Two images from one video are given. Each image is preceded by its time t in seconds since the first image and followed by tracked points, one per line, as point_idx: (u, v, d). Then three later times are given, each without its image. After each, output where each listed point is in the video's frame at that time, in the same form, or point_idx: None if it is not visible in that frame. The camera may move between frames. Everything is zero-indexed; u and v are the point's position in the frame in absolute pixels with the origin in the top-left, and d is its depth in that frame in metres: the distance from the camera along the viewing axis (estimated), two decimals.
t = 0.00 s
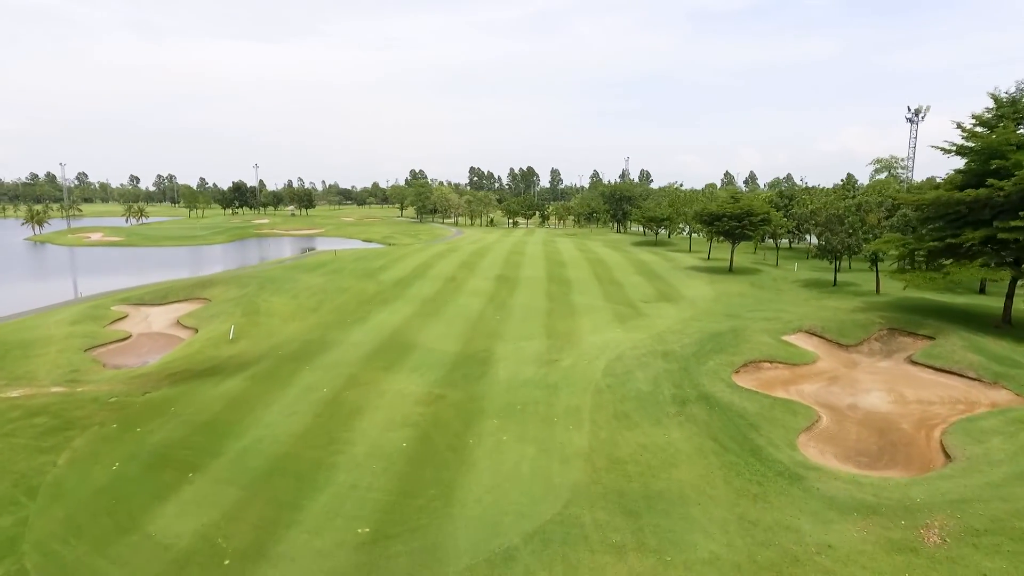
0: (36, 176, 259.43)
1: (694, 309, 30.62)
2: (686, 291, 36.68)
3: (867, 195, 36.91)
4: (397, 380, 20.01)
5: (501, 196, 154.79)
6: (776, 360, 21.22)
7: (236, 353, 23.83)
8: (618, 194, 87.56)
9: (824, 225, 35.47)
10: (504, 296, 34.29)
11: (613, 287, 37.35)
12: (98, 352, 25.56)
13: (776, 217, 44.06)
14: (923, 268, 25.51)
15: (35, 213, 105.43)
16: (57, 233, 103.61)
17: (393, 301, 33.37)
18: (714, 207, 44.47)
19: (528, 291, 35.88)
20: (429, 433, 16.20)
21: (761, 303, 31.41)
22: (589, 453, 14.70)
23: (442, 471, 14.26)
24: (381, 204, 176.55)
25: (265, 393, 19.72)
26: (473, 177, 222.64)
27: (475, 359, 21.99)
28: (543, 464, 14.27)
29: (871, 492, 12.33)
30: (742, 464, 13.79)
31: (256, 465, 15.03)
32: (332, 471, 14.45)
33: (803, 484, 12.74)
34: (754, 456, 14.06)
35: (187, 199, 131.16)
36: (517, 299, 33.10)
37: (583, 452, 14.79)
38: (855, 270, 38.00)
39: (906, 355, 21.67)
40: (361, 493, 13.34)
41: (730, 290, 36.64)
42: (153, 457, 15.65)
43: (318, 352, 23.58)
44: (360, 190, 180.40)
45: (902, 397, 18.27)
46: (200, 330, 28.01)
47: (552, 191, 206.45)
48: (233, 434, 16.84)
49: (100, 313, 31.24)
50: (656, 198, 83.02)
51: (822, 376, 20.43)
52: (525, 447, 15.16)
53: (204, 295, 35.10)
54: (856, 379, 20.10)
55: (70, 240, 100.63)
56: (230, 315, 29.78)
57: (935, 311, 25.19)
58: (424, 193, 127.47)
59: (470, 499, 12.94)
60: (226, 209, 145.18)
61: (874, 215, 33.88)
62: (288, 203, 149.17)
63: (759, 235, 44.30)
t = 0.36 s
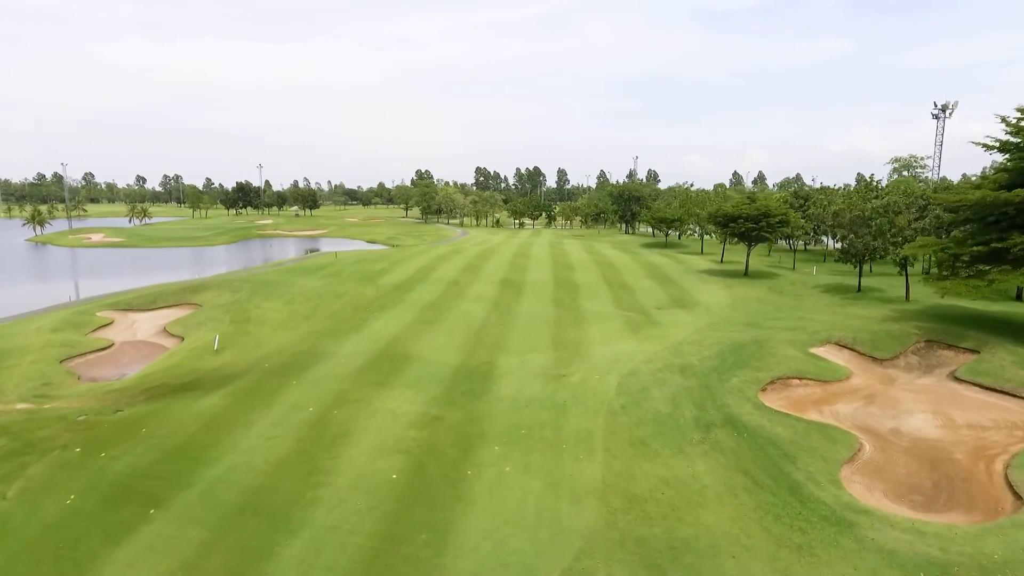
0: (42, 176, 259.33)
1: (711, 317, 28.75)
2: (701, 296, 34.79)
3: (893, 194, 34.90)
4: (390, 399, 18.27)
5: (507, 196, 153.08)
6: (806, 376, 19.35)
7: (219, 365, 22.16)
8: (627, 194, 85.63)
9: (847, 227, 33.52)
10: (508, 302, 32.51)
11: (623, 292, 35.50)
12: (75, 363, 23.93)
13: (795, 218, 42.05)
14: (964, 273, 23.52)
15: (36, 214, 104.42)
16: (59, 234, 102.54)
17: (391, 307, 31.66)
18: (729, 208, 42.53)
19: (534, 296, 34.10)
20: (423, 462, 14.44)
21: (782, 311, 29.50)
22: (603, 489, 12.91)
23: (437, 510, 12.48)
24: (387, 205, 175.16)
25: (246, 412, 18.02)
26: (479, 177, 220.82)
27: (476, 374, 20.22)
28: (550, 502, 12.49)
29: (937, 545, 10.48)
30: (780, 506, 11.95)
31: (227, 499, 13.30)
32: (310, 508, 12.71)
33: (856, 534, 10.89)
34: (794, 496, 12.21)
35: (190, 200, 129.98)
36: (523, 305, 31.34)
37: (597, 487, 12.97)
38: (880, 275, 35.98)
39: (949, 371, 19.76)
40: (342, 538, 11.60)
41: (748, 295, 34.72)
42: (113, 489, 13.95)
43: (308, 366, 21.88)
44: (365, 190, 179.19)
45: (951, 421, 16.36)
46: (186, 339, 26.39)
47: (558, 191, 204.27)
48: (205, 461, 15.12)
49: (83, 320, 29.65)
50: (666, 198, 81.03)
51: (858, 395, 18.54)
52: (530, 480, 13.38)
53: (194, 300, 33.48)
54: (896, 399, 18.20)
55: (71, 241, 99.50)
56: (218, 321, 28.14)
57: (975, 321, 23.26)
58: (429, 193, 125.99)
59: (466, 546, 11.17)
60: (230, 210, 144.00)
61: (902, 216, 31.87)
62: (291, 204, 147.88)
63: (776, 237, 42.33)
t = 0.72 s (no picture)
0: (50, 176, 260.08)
1: (729, 325, 26.91)
2: (716, 302, 32.97)
3: (922, 195, 32.92)
4: (381, 420, 16.56)
5: (513, 196, 151.39)
6: (840, 395, 17.51)
7: (200, 378, 20.55)
8: (635, 194, 83.72)
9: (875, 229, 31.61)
10: (513, 307, 30.80)
11: (635, 297, 33.71)
12: (48, 375, 22.39)
13: (814, 219, 40.10)
14: (1010, 280, 21.58)
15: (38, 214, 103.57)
16: (61, 234, 101.51)
17: (389, 313, 29.97)
18: (746, 209, 40.61)
19: (540, 301, 32.34)
20: (412, 498, 12.71)
21: (805, 319, 27.62)
22: (619, 535, 11.14)
23: (426, 560, 10.75)
24: (392, 205, 173.86)
25: (222, 433, 16.37)
26: (485, 176, 219.25)
27: (476, 391, 18.50)
28: (557, 552, 10.74)
29: None
30: (829, 561, 10.15)
31: (188, 542, 11.63)
32: (280, 556, 11.02)
33: None
34: (843, 548, 10.42)
35: (194, 200, 129.01)
36: (528, 311, 29.57)
37: (611, 533, 11.20)
38: (906, 280, 34.00)
39: (998, 390, 17.87)
40: None
41: (766, 301, 32.84)
42: (61, 527, 12.30)
43: (295, 380, 20.21)
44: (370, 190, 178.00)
45: (1009, 450, 14.50)
46: (169, 348, 24.80)
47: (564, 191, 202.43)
48: (169, 493, 13.47)
49: (65, 326, 28.17)
50: (676, 198, 79.08)
51: (899, 417, 16.68)
52: (534, 523, 11.63)
53: (183, 304, 31.96)
54: (943, 421, 16.32)
55: (73, 241, 98.57)
56: (206, 329, 26.57)
57: (1022, 333, 21.33)
58: (434, 193, 124.49)
59: None
60: (234, 210, 143.02)
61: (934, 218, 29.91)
62: (296, 204, 146.77)
63: (794, 239, 40.39)
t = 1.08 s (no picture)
0: (58, 176, 260.56)
1: (749, 334, 25.10)
2: (733, 308, 31.12)
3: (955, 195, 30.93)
4: (369, 446, 14.88)
5: (520, 196, 149.70)
6: (881, 419, 15.68)
7: (178, 394, 18.95)
8: (644, 194, 81.81)
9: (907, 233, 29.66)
10: (518, 314, 29.10)
11: (647, 303, 31.94)
12: (19, 389, 20.91)
13: (836, 220, 38.13)
14: None
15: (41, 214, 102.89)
16: (63, 235, 100.64)
17: (386, 319, 28.33)
18: (763, 210, 38.69)
19: (546, 307, 30.68)
20: (399, 543, 11.02)
21: (831, 328, 25.74)
22: None
23: None
24: (397, 205, 172.62)
25: (192, 460, 14.73)
26: (492, 176, 217.66)
27: (475, 412, 16.78)
28: None
29: None
30: None
31: None
32: None
33: None
34: None
35: (199, 200, 128.20)
36: (534, 318, 27.86)
37: None
38: (936, 285, 32.03)
39: None
40: None
41: (787, 308, 30.98)
42: None
43: (280, 396, 18.59)
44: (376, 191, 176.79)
45: None
46: (151, 358, 23.27)
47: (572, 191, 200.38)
48: (123, 534, 11.83)
49: (45, 334, 26.72)
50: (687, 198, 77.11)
51: (949, 444, 14.82)
52: None
53: (172, 310, 30.46)
54: (1000, 449, 14.44)
55: (75, 242, 97.76)
56: (191, 337, 25.01)
57: None
58: (440, 193, 123.04)
59: None
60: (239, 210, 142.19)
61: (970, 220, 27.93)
62: (301, 204, 145.75)
63: (814, 241, 38.44)
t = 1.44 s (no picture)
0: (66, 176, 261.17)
1: (772, 346, 23.26)
2: (751, 316, 29.31)
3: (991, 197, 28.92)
4: (352, 478, 13.20)
5: (526, 196, 148.01)
6: (930, 449, 13.86)
7: (150, 412, 17.36)
8: (654, 194, 79.81)
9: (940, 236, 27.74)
10: (523, 322, 27.41)
11: (659, 310, 30.17)
12: None
13: (860, 222, 36.16)
14: None
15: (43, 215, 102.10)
16: (64, 236, 99.71)
17: (383, 328, 26.66)
18: (782, 211, 36.80)
19: (553, 314, 28.92)
20: None
21: (860, 339, 23.89)
22: None
23: None
24: (403, 205, 171.33)
25: (154, 493, 13.10)
26: (499, 176, 215.97)
27: (473, 437, 15.08)
28: None
29: None
30: None
31: None
32: None
33: None
34: None
35: (202, 200, 127.26)
36: (539, 327, 26.13)
37: None
38: (968, 293, 30.05)
39: None
40: None
41: (809, 316, 29.11)
42: None
43: (260, 417, 16.94)
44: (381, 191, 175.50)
45: None
46: (128, 370, 21.71)
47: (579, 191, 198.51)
48: None
49: (21, 343, 25.25)
50: (697, 198, 75.10)
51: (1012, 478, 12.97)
52: None
53: (158, 316, 28.96)
54: None
55: (76, 243, 96.87)
56: (173, 347, 23.47)
57: None
58: (445, 193, 121.47)
59: None
60: (243, 210, 141.21)
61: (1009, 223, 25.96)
62: (306, 204, 144.57)
63: (836, 245, 36.50)
